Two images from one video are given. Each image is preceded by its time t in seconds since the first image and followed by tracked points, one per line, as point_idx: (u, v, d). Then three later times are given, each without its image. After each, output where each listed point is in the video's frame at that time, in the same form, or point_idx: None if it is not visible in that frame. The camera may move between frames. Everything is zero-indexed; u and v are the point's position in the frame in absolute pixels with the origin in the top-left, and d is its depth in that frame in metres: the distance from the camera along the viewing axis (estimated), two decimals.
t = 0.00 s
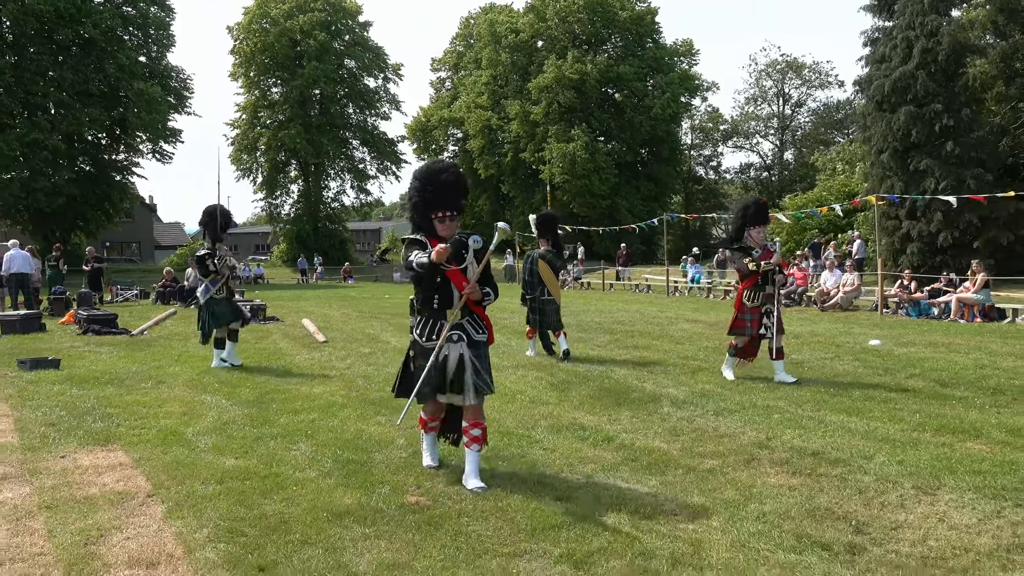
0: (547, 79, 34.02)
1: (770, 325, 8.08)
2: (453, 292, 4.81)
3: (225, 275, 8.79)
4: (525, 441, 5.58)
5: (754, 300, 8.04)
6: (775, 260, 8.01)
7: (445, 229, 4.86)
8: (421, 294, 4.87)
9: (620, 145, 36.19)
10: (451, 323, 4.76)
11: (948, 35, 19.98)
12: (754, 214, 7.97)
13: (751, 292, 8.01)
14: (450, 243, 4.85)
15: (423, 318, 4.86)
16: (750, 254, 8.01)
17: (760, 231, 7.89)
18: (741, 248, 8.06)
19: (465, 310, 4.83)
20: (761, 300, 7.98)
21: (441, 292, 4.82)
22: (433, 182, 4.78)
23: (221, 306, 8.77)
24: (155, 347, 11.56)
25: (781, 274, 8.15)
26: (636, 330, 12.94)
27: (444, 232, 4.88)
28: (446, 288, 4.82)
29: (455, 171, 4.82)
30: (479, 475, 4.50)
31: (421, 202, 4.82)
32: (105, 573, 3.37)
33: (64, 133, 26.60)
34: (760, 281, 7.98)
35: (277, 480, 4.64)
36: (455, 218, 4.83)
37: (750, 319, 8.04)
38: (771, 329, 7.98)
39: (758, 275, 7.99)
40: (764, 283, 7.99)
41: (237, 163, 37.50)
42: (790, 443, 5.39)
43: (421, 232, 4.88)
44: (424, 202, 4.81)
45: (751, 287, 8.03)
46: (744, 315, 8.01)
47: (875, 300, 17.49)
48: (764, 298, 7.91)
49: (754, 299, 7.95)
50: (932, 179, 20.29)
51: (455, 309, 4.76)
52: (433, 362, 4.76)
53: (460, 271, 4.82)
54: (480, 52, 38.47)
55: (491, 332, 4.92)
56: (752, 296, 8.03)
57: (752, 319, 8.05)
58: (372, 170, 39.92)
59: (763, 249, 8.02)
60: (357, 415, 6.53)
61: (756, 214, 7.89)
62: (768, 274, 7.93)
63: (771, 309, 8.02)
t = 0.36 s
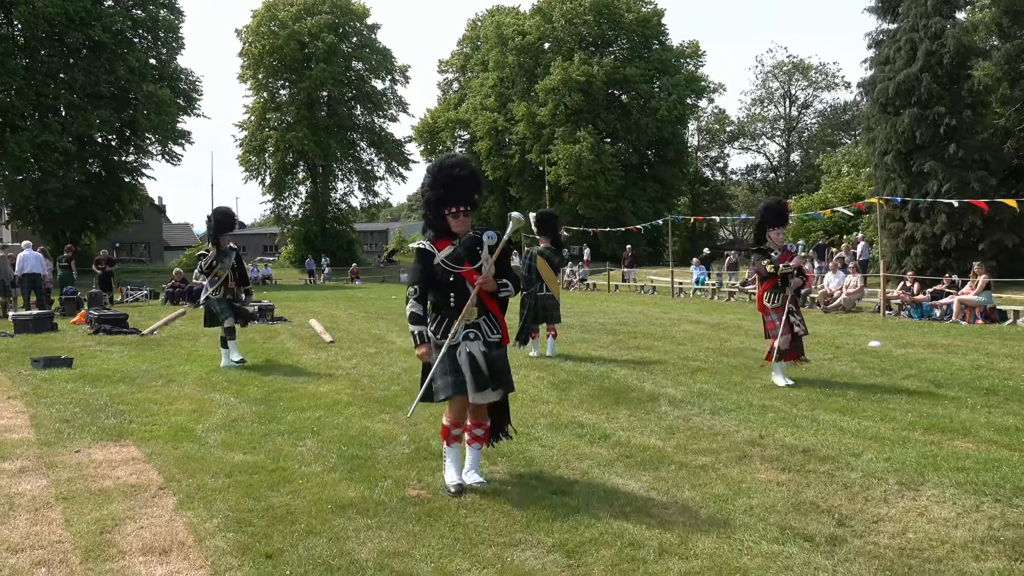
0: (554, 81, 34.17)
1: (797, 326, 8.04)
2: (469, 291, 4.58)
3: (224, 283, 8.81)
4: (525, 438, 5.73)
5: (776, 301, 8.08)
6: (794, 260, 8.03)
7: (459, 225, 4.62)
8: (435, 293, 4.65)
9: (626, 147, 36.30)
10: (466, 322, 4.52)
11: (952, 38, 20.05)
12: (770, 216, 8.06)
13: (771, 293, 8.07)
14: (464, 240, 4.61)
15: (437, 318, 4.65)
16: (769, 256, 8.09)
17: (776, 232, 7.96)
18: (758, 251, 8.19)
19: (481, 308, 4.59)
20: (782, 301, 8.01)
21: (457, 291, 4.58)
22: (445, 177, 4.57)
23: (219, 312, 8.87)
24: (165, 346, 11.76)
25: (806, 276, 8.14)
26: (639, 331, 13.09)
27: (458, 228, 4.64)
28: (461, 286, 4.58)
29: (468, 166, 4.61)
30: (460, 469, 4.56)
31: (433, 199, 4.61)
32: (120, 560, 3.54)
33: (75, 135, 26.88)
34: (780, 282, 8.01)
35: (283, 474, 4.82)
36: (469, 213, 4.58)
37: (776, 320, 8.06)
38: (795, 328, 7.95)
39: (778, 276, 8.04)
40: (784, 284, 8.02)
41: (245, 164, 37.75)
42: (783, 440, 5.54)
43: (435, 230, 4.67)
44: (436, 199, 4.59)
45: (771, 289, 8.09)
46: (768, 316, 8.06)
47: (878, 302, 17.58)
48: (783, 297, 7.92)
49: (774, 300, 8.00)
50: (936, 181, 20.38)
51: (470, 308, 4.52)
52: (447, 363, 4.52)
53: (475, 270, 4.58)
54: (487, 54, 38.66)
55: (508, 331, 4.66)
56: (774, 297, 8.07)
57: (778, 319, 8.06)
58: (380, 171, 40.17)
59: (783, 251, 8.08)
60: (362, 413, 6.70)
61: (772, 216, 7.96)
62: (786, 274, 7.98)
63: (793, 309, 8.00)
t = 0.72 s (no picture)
0: (552, 85, 34.38)
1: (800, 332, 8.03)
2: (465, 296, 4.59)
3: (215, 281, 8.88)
4: (514, 435, 5.92)
5: (780, 309, 8.02)
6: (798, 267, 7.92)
7: (455, 229, 4.67)
8: (431, 298, 4.72)
9: (623, 152, 36.53)
10: (462, 328, 4.53)
11: (945, 48, 20.28)
12: (773, 222, 7.90)
13: (774, 301, 8.00)
14: (459, 244, 4.66)
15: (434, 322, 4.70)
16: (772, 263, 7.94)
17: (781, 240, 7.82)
18: (760, 258, 8.07)
19: (478, 313, 4.58)
20: (785, 308, 7.97)
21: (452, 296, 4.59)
22: (441, 180, 4.61)
23: (210, 311, 8.93)
24: (163, 345, 11.95)
25: (808, 282, 8.07)
26: (632, 334, 13.28)
27: (454, 232, 4.69)
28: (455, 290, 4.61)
29: (465, 169, 4.65)
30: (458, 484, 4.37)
31: (428, 201, 4.65)
32: (126, 542, 3.72)
33: (74, 135, 27.06)
34: (783, 289, 7.97)
35: (281, 466, 5.01)
36: (464, 216, 4.63)
37: (779, 327, 8.02)
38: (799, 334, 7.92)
39: (781, 283, 7.99)
40: (788, 291, 7.98)
41: (243, 166, 37.94)
42: (763, 438, 5.74)
43: (430, 233, 4.72)
44: (431, 202, 4.64)
45: (775, 296, 8.02)
46: (772, 324, 8.01)
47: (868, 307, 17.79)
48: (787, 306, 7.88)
49: (777, 308, 7.95)
50: (927, 189, 20.65)
51: (465, 313, 4.53)
52: (441, 368, 4.54)
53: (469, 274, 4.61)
54: (486, 58, 38.86)
55: (504, 338, 4.64)
56: (777, 305, 8.03)
57: (781, 326, 8.03)
58: (378, 174, 40.39)
59: (785, 257, 7.94)
60: (358, 409, 6.89)
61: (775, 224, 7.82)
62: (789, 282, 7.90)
63: (798, 315, 7.97)
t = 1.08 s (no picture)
0: (527, 86, 34.54)
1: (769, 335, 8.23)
2: (440, 299, 4.57)
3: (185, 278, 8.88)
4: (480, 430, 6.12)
5: (751, 310, 8.22)
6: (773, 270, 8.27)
7: (431, 231, 4.66)
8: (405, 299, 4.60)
9: (597, 153, 36.83)
10: (437, 330, 4.54)
11: (909, 57, 20.77)
12: (753, 223, 8.25)
13: (748, 302, 8.20)
14: (434, 245, 4.65)
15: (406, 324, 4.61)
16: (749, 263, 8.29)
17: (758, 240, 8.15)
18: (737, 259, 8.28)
19: (451, 315, 4.61)
20: (758, 310, 8.16)
21: (427, 298, 4.55)
22: (418, 181, 4.58)
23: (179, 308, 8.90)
24: (134, 342, 11.99)
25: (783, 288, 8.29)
26: (600, 333, 13.52)
27: (429, 233, 4.68)
28: (430, 291, 4.59)
29: (441, 170, 4.62)
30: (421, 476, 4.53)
31: (403, 201, 4.63)
32: (101, 529, 3.87)
33: (44, 130, 26.79)
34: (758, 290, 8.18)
35: (252, 459, 5.16)
36: (440, 218, 4.61)
37: (750, 327, 8.23)
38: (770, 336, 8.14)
39: (756, 284, 8.20)
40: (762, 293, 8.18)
41: (216, 163, 37.74)
42: (718, 433, 5.99)
43: (406, 236, 4.69)
44: (407, 201, 4.60)
45: (748, 297, 8.23)
46: (744, 323, 8.21)
47: (831, 309, 18.20)
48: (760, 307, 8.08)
49: (751, 308, 8.14)
50: (890, 194, 21.27)
51: (442, 317, 4.53)
52: (417, 371, 4.53)
53: (446, 275, 4.61)
54: (461, 58, 38.94)
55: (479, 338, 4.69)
56: (751, 306, 8.24)
57: (752, 326, 8.23)
58: (351, 173, 40.38)
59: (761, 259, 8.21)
60: (328, 405, 7.05)
61: (754, 224, 8.18)
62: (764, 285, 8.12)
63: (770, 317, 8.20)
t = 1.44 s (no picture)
0: (507, 84, 34.66)
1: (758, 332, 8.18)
2: (429, 290, 4.36)
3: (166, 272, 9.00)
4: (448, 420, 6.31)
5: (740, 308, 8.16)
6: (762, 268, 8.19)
7: (421, 220, 4.48)
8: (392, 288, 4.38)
9: (576, 152, 37.09)
10: (425, 323, 4.34)
11: (879, 61, 21.13)
12: (744, 222, 8.06)
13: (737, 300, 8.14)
14: (425, 234, 4.45)
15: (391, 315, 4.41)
16: (737, 262, 8.17)
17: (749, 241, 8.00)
18: (727, 257, 8.19)
19: (438, 307, 4.41)
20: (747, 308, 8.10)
21: (415, 288, 4.34)
22: (408, 168, 4.42)
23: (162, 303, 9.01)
24: (110, 336, 12.06)
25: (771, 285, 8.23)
26: (574, 330, 13.74)
27: (420, 223, 4.50)
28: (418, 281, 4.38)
29: (431, 158, 4.47)
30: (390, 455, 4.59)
31: (392, 191, 4.49)
32: (76, 510, 4.03)
33: (19, 123, 26.62)
34: (748, 289, 8.11)
35: (224, 445, 5.33)
36: (431, 207, 4.44)
37: (739, 326, 8.18)
38: (758, 336, 8.13)
39: (746, 283, 8.11)
40: (750, 291, 8.11)
41: (195, 158, 37.61)
42: (677, 424, 6.21)
43: (394, 223, 4.50)
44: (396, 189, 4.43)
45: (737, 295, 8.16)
46: (733, 322, 8.15)
47: (801, 308, 18.52)
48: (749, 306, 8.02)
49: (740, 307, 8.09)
50: (862, 196, 21.51)
51: (430, 309, 4.33)
52: (400, 364, 4.34)
53: (436, 265, 4.41)
54: (442, 55, 39.02)
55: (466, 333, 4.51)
56: (739, 304, 8.16)
57: (740, 325, 8.19)
58: (331, 169, 40.40)
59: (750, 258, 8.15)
60: (301, 396, 7.21)
61: (746, 224, 7.99)
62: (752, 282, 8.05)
63: (759, 317, 8.16)
